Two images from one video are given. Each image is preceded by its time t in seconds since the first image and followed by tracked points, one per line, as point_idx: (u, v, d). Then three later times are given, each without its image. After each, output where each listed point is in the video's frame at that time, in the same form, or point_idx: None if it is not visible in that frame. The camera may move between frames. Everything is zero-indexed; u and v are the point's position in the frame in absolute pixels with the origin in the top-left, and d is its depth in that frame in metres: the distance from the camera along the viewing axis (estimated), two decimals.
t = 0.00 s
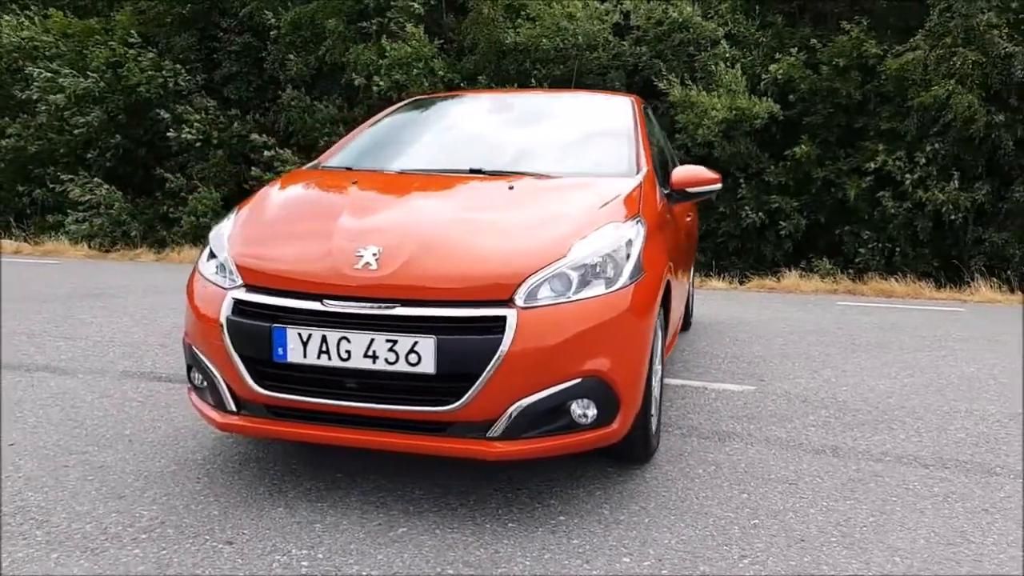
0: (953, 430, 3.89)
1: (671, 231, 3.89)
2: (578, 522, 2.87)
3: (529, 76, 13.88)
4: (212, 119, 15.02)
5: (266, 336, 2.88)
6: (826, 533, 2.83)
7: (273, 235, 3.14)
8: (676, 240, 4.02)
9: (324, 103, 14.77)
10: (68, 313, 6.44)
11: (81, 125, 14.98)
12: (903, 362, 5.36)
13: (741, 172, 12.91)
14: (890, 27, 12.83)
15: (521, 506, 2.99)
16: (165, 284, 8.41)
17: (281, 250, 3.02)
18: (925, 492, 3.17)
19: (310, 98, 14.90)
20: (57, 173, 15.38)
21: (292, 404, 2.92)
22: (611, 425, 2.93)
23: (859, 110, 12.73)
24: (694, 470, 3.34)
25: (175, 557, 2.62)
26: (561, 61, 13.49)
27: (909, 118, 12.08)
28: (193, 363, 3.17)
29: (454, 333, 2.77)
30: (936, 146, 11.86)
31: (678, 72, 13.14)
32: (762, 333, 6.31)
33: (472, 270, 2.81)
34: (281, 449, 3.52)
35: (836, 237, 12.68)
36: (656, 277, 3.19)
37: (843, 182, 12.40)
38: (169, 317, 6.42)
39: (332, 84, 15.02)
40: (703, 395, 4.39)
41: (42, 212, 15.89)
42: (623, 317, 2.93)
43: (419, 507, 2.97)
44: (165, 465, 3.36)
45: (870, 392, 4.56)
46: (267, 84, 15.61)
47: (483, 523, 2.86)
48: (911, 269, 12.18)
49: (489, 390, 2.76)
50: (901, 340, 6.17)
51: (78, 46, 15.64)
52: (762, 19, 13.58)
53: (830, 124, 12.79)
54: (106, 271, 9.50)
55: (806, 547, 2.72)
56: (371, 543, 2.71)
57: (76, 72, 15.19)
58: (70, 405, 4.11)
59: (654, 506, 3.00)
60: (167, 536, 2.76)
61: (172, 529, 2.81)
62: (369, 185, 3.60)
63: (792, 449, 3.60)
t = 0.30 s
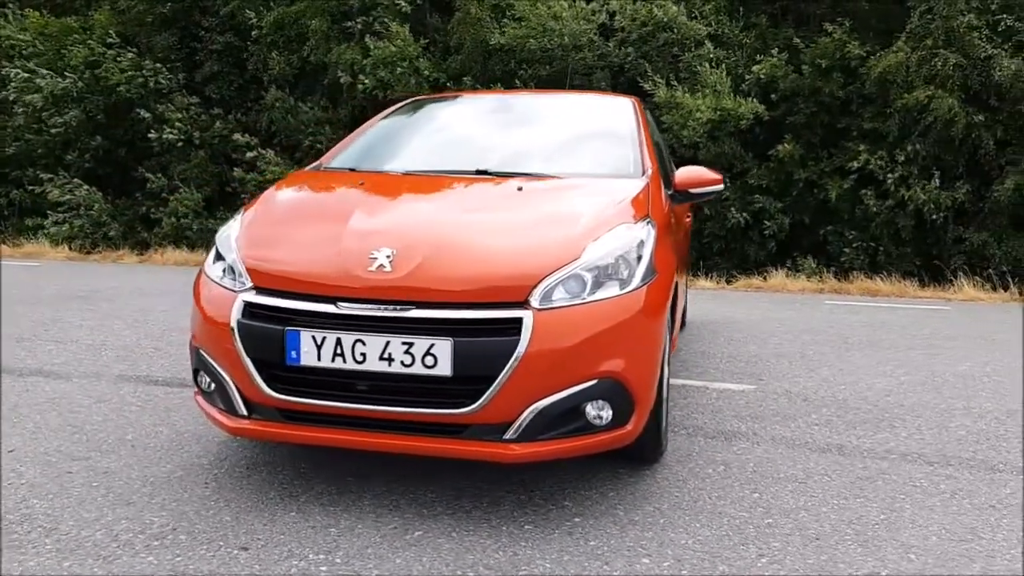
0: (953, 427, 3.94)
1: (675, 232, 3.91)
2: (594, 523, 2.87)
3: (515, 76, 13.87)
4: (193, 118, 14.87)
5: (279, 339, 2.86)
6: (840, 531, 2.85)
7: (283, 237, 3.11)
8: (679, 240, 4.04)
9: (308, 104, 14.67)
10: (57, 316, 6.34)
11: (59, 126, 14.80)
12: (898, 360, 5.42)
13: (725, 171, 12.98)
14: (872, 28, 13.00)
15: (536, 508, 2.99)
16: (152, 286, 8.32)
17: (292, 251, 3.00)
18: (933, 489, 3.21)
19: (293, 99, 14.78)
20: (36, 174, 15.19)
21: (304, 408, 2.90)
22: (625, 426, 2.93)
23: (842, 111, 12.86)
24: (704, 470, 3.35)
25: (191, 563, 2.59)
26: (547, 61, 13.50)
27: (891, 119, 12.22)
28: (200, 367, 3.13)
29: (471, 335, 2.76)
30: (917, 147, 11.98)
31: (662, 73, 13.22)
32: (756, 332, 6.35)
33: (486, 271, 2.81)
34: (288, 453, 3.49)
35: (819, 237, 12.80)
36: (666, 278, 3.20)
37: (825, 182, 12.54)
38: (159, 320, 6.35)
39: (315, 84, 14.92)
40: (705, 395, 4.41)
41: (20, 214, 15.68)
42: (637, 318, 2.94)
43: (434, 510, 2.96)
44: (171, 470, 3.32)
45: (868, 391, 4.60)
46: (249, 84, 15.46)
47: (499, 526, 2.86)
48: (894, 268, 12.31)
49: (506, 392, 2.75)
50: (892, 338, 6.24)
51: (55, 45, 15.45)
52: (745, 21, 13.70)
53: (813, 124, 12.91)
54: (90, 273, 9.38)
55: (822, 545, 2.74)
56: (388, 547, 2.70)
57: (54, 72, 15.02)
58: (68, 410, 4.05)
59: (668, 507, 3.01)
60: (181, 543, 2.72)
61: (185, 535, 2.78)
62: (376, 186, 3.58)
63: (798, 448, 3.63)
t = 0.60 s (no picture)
0: (953, 425, 3.99)
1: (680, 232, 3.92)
2: (608, 524, 2.88)
3: (503, 77, 13.87)
4: (178, 118, 14.74)
5: (292, 342, 2.85)
6: (851, 529, 2.89)
7: (293, 241, 3.11)
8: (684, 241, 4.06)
9: (295, 105, 14.59)
10: (47, 319, 6.27)
11: (41, 126, 14.67)
12: (892, 360, 5.48)
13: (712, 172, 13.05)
14: (855, 30, 13.16)
15: (549, 509, 2.99)
16: (140, 288, 8.24)
17: (304, 256, 2.99)
18: (938, 487, 3.25)
19: (279, 100, 14.68)
20: (17, 175, 15.02)
21: (316, 411, 2.89)
22: (639, 427, 2.94)
23: (827, 111, 12.98)
24: (712, 470, 3.37)
25: (207, 568, 2.57)
26: (535, 62, 13.52)
27: (876, 120, 12.35)
28: (209, 370, 3.11)
29: (486, 338, 2.76)
30: (901, 147, 12.12)
31: (649, 74, 13.29)
32: (750, 332, 6.39)
33: (502, 273, 2.81)
34: (296, 456, 3.47)
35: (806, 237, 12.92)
36: (677, 279, 3.21)
37: (811, 182, 12.66)
38: (152, 323, 6.29)
39: (301, 84, 14.82)
40: (707, 395, 4.44)
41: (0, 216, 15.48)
42: (650, 319, 2.95)
43: (447, 512, 2.97)
44: (179, 474, 3.29)
45: (866, 390, 4.65)
46: (234, 84, 15.35)
47: (513, 527, 2.86)
48: (878, 267, 12.45)
49: (521, 393, 2.76)
50: (885, 338, 6.31)
51: (36, 44, 15.29)
52: (732, 22, 13.81)
53: (798, 124, 13.04)
54: (76, 275, 9.28)
55: (834, 544, 2.77)
56: (405, 549, 2.69)
57: (35, 72, 14.88)
58: (67, 415, 4.00)
59: (681, 507, 3.03)
60: (195, 548, 2.70)
61: (198, 539, 2.75)
62: (383, 189, 3.59)
63: (803, 447, 3.67)
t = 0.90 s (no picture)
0: (949, 422, 4.06)
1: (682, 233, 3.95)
2: (621, 524, 2.89)
3: (485, 76, 13.86)
4: (156, 117, 14.56)
5: (304, 345, 2.83)
6: (859, 526, 2.92)
7: (301, 242, 3.09)
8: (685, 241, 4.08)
9: (276, 104, 14.47)
10: (33, 322, 6.17)
11: (15, 125, 14.46)
12: (883, 357, 5.55)
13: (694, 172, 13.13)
14: (834, 32, 13.32)
15: (561, 510, 2.99)
16: (124, 289, 8.14)
17: (314, 256, 2.97)
18: (940, 483, 3.30)
19: (259, 100, 14.54)
20: None
21: (328, 413, 2.87)
22: (651, 428, 2.95)
23: (806, 112, 13.12)
24: (719, 469, 3.40)
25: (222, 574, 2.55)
26: (518, 62, 13.52)
27: (855, 121, 12.50)
28: (216, 373, 3.08)
29: (500, 339, 2.76)
30: (880, 148, 12.28)
31: (632, 75, 13.35)
32: (740, 331, 6.45)
33: (515, 274, 2.81)
34: (302, 461, 3.44)
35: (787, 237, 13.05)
36: (685, 280, 3.24)
37: (791, 182, 12.81)
38: (140, 325, 6.22)
39: (281, 83, 14.68)
40: (705, 394, 4.48)
41: None
42: (661, 320, 2.97)
43: (460, 515, 2.96)
44: (184, 480, 3.25)
45: (861, 387, 4.71)
46: (213, 83, 15.18)
47: (528, 529, 2.86)
48: (857, 266, 12.62)
49: (535, 394, 2.76)
50: (873, 336, 6.39)
51: (10, 42, 15.06)
52: (713, 23, 13.92)
53: (777, 124, 13.19)
54: (54, 277, 9.12)
55: (845, 541, 2.81)
56: (421, 552, 2.68)
57: (10, 71, 14.66)
58: (63, 419, 3.94)
59: (691, 506, 3.05)
60: (208, 554, 2.67)
61: (210, 545, 2.72)
62: (388, 189, 3.59)
63: (805, 445, 3.71)
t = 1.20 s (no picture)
0: (945, 419, 4.11)
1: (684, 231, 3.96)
2: (632, 523, 2.89)
3: (470, 76, 13.84)
4: (137, 117, 14.37)
5: (315, 346, 2.81)
6: (867, 522, 2.95)
7: (307, 242, 3.07)
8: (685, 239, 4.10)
9: (260, 104, 14.35)
10: (19, 323, 6.07)
11: None
12: (874, 356, 5.61)
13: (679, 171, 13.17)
14: (816, 34, 13.45)
15: (571, 510, 2.99)
16: (108, 290, 8.02)
17: (323, 256, 2.96)
18: (943, 479, 3.34)
19: (242, 99, 14.40)
20: None
21: (339, 415, 2.85)
22: (661, 427, 2.96)
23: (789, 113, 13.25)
24: (724, 467, 3.42)
25: None
26: (504, 62, 13.50)
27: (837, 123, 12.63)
28: (223, 375, 3.05)
29: (514, 339, 2.75)
30: (862, 149, 12.40)
31: (617, 75, 13.38)
32: (732, 330, 6.48)
33: (527, 274, 2.81)
34: (306, 463, 3.42)
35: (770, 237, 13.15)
36: (692, 280, 3.24)
37: (774, 182, 12.92)
38: (128, 326, 6.13)
39: (263, 83, 14.55)
40: (704, 392, 4.50)
41: None
42: (670, 319, 2.97)
43: (471, 515, 2.95)
44: (189, 483, 3.22)
45: (856, 385, 4.75)
46: (194, 82, 15.02)
47: (540, 529, 2.86)
48: (839, 265, 12.72)
49: (548, 394, 2.76)
50: (862, 334, 6.45)
51: None
52: (696, 24, 14.01)
53: (760, 124, 13.30)
54: (36, 278, 8.97)
55: (855, 537, 2.84)
56: (435, 554, 2.67)
57: None
58: (60, 423, 3.88)
59: (700, 505, 3.06)
60: (219, 558, 2.64)
61: (222, 549, 2.69)
62: (393, 190, 3.58)
63: (807, 443, 3.74)
